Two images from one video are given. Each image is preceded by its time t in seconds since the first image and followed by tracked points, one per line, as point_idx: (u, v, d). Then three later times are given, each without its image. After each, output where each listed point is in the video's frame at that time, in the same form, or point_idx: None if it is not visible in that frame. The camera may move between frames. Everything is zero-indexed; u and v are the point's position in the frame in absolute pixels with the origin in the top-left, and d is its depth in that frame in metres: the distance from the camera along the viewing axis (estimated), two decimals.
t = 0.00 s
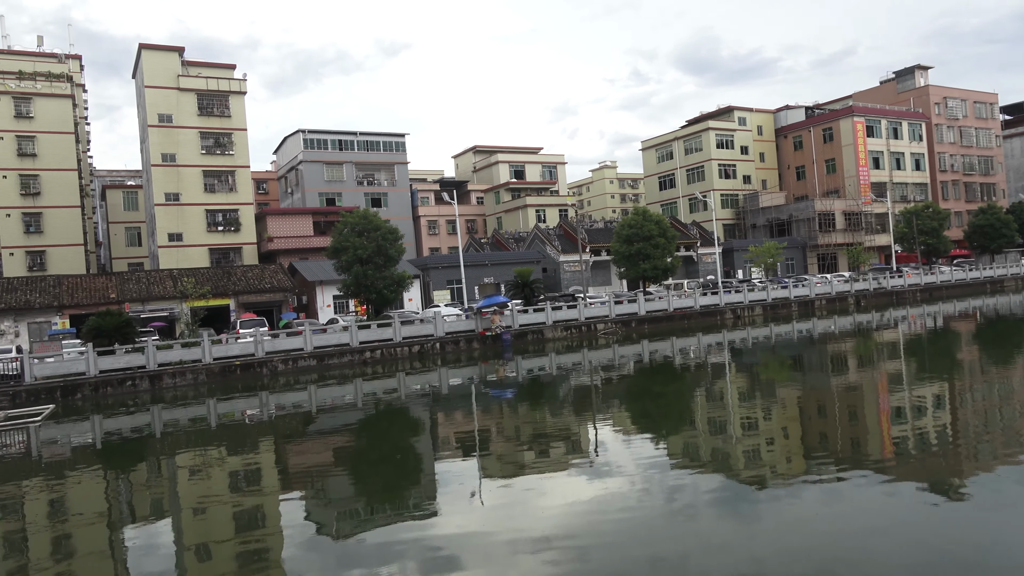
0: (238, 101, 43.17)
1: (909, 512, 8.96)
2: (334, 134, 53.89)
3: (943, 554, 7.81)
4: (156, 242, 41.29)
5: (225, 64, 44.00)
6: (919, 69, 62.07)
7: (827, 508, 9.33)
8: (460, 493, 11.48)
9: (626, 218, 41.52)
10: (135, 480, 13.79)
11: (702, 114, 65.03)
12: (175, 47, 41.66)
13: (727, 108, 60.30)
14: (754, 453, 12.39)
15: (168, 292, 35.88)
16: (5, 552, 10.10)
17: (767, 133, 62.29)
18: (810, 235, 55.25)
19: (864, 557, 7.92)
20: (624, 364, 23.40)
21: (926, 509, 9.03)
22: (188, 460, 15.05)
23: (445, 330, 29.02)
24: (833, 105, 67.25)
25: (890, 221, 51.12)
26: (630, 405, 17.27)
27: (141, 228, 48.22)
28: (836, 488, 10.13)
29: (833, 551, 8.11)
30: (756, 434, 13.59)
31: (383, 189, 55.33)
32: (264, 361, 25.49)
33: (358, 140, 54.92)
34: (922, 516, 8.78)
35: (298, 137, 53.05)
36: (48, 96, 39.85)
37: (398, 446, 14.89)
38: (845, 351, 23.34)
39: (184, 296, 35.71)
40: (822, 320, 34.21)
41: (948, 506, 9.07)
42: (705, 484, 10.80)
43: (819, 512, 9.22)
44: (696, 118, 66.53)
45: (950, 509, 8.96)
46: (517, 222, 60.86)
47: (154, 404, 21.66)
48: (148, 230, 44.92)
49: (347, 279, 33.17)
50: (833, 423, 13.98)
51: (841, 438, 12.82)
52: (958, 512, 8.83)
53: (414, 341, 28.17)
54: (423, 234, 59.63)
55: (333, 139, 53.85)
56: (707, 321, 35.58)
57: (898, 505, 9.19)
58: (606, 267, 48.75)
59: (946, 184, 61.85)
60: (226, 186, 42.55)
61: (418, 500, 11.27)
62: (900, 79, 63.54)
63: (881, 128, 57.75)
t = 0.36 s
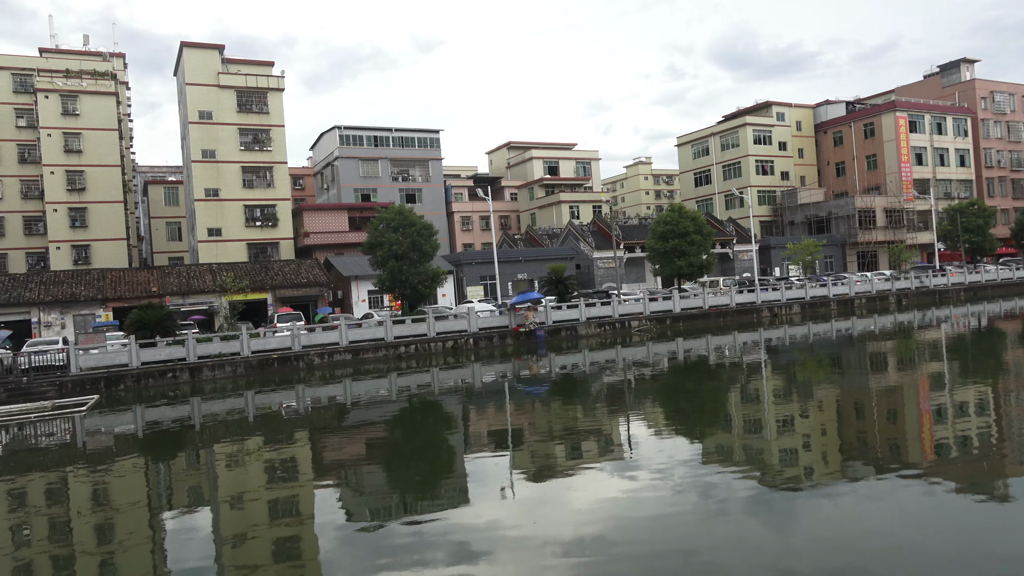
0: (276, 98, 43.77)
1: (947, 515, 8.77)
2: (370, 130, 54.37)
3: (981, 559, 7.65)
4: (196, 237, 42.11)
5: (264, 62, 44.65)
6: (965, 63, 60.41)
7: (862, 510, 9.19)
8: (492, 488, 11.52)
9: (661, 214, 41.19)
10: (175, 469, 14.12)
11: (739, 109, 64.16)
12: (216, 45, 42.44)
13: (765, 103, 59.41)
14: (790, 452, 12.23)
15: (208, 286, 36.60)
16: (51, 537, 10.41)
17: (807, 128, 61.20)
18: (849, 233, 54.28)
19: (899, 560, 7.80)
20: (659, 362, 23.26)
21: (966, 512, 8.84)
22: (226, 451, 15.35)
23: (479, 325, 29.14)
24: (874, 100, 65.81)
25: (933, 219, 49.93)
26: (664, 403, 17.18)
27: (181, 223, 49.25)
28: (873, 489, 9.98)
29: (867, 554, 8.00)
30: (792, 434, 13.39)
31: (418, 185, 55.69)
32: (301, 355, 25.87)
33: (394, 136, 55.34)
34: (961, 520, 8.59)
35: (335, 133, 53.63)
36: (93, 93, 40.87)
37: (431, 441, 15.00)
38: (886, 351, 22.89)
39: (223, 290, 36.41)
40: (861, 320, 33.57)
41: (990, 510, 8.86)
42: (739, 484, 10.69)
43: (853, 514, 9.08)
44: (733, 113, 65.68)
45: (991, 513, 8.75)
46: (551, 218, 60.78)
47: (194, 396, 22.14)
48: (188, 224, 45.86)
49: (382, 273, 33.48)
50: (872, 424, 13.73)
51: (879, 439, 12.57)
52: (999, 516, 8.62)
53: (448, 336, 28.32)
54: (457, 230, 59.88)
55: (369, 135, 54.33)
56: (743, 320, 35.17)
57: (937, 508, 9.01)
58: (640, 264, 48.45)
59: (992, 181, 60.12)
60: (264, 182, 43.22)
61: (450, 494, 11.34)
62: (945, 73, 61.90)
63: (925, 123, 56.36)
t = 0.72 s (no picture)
0: (299, 92, 44.03)
1: (973, 515, 8.62)
2: (391, 123, 54.53)
3: (1005, 561, 7.55)
4: (220, 230, 42.53)
5: (287, 55, 44.93)
6: (996, 52, 59.16)
7: (887, 505, 9.08)
8: (512, 480, 11.53)
9: (684, 207, 40.91)
10: (200, 458, 14.29)
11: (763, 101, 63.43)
12: (239, 39, 42.77)
13: (789, 94, 58.70)
14: (812, 448, 12.10)
15: (232, 279, 37.00)
16: (79, 524, 10.57)
17: (832, 120, 60.36)
18: (875, 226, 53.72)
19: (923, 557, 7.69)
20: (680, 355, 23.14)
21: (992, 511, 8.69)
22: (250, 441, 15.50)
23: (500, 318, 29.17)
24: (902, 91, 64.72)
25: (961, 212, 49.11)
26: (686, 397, 17.10)
27: (206, 216, 49.76)
28: (897, 485, 9.84)
29: (889, 551, 7.92)
30: (815, 430, 13.25)
31: (439, 178, 55.81)
32: (323, 347, 26.09)
33: (415, 129, 55.46)
34: (987, 518, 8.48)
35: (357, 126, 53.86)
36: (120, 87, 41.45)
37: (452, 433, 15.05)
38: (912, 345, 22.58)
39: (247, 282, 36.81)
40: (887, 314, 33.14)
41: (1016, 509, 8.70)
42: (760, 479, 10.60)
43: (876, 510, 8.97)
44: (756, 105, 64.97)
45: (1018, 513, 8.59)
46: (572, 211, 60.60)
47: (219, 386, 22.42)
48: (213, 218, 46.37)
49: (404, 266, 33.61)
50: (897, 420, 13.55)
51: (904, 435, 12.39)
52: None
53: (469, 329, 28.40)
54: (478, 223, 59.94)
55: (391, 129, 54.50)
56: (767, 313, 34.87)
57: (964, 505, 8.87)
58: (663, 258, 48.19)
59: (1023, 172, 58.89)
60: (286, 175, 43.53)
61: (470, 486, 11.37)
62: (975, 63, 60.68)
63: (953, 114, 55.32)
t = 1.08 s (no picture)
0: (330, 85, 44.36)
1: (1006, 519, 8.47)
2: (421, 117, 54.71)
3: None
4: (252, 222, 43.09)
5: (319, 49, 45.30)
6: None
7: (915, 507, 8.96)
8: (537, 475, 11.54)
9: (715, 202, 40.52)
10: (231, 447, 14.53)
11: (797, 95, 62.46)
12: (272, 32, 43.20)
13: (824, 89, 57.72)
14: (842, 448, 11.94)
15: (263, 270, 37.48)
16: (114, 508, 10.82)
17: (868, 115, 59.23)
18: (911, 223, 52.77)
19: (950, 560, 7.59)
20: (709, 352, 22.94)
21: None
22: (279, 431, 15.73)
23: (528, 312, 29.15)
24: (941, 85, 63.26)
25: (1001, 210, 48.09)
26: (714, 394, 16.96)
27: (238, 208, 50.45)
28: (928, 487, 9.69)
29: (919, 554, 7.80)
30: (845, 429, 13.06)
31: (468, 172, 55.90)
32: (352, 339, 26.33)
33: (445, 123, 55.58)
34: (1020, 523, 8.33)
35: (387, 119, 54.13)
36: (155, 81, 42.04)
37: (479, 426, 15.12)
38: (948, 345, 22.12)
39: (278, 273, 37.26)
40: (922, 313, 32.51)
41: None
42: (788, 478, 10.49)
43: (904, 512, 8.86)
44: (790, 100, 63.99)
45: None
46: (601, 206, 60.30)
47: (250, 376, 22.75)
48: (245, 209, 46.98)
49: (433, 259, 33.75)
50: (930, 420, 13.31)
51: (938, 436, 12.16)
52: None
53: (497, 323, 28.45)
54: (507, 217, 59.93)
55: (420, 122, 54.69)
56: (798, 311, 34.46)
57: (995, 509, 8.73)
58: (693, 253, 47.81)
59: None
60: (317, 168, 43.93)
61: (496, 480, 11.41)
62: (1018, 56, 59.06)
63: (994, 110, 53.93)
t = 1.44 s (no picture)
0: (368, 83, 44.77)
1: None
2: (459, 115, 54.92)
3: None
4: (292, 219, 43.74)
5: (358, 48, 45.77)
6: None
7: (962, 513, 8.68)
8: (573, 473, 11.49)
9: (756, 200, 39.91)
10: (271, 440, 14.76)
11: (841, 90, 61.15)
12: (312, 31, 43.78)
13: (870, 84, 56.40)
14: (886, 451, 11.64)
15: (303, 266, 38.03)
16: (158, 498, 11.07)
17: (915, 111, 57.67)
18: (960, 221, 51.11)
19: (999, 569, 7.34)
20: (748, 352, 22.60)
21: None
22: (318, 425, 15.93)
23: (565, 310, 29.05)
24: (993, 79, 61.25)
25: None
26: (754, 394, 16.71)
27: (278, 205, 51.26)
28: (976, 493, 9.39)
29: (966, 561, 7.56)
30: (890, 433, 12.74)
31: (505, 169, 55.96)
32: (390, 335, 26.56)
33: (482, 120, 55.69)
34: None
35: (425, 117, 54.44)
36: (198, 80, 42.93)
37: (514, 423, 15.11)
38: (1000, 348, 21.43)
39: (317, 270, 37.77)
40: (971, 314, 31.61)
41: None
42: (829, 481, 10.26)
43: (950, 517, 8.61)
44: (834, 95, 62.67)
45: None
46: (638, 203, 59.84)
47: (289, 371, 23.10)
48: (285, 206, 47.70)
49: (470, 256, 33.86)
50: (980, 425, 12.90)
51: (988, 442, 11.77)
52: None
53: (533, 320, 28.43)
54: (544, 215, 59.84)
55: (458, 120, 54.91)
56: (841, 311, 33.81)
57: None
58: (732, 251, 47.19)
59: None
60: (357, 166, 44.39)
61: (531, 477, 11.39)
62: None
63: None
